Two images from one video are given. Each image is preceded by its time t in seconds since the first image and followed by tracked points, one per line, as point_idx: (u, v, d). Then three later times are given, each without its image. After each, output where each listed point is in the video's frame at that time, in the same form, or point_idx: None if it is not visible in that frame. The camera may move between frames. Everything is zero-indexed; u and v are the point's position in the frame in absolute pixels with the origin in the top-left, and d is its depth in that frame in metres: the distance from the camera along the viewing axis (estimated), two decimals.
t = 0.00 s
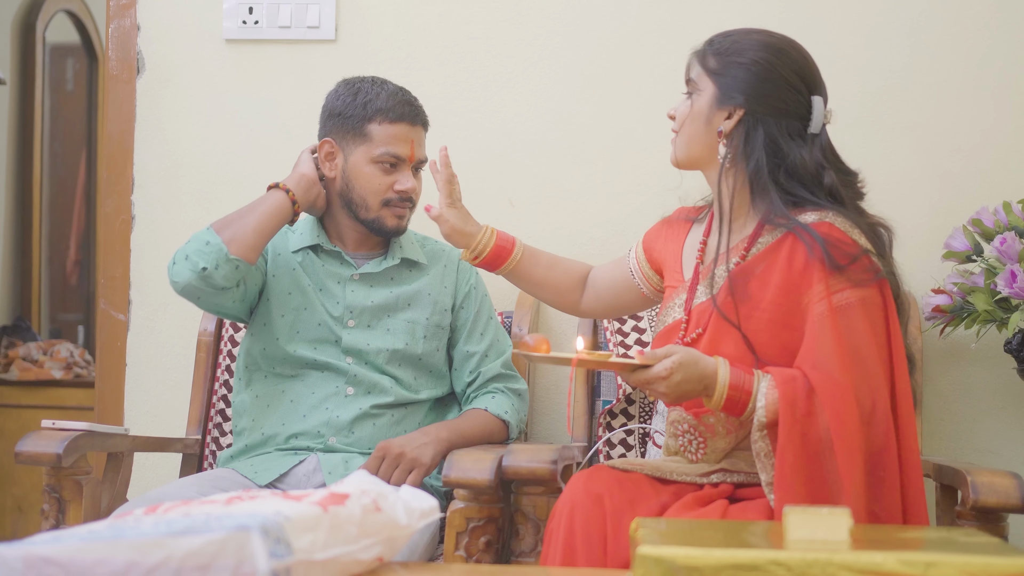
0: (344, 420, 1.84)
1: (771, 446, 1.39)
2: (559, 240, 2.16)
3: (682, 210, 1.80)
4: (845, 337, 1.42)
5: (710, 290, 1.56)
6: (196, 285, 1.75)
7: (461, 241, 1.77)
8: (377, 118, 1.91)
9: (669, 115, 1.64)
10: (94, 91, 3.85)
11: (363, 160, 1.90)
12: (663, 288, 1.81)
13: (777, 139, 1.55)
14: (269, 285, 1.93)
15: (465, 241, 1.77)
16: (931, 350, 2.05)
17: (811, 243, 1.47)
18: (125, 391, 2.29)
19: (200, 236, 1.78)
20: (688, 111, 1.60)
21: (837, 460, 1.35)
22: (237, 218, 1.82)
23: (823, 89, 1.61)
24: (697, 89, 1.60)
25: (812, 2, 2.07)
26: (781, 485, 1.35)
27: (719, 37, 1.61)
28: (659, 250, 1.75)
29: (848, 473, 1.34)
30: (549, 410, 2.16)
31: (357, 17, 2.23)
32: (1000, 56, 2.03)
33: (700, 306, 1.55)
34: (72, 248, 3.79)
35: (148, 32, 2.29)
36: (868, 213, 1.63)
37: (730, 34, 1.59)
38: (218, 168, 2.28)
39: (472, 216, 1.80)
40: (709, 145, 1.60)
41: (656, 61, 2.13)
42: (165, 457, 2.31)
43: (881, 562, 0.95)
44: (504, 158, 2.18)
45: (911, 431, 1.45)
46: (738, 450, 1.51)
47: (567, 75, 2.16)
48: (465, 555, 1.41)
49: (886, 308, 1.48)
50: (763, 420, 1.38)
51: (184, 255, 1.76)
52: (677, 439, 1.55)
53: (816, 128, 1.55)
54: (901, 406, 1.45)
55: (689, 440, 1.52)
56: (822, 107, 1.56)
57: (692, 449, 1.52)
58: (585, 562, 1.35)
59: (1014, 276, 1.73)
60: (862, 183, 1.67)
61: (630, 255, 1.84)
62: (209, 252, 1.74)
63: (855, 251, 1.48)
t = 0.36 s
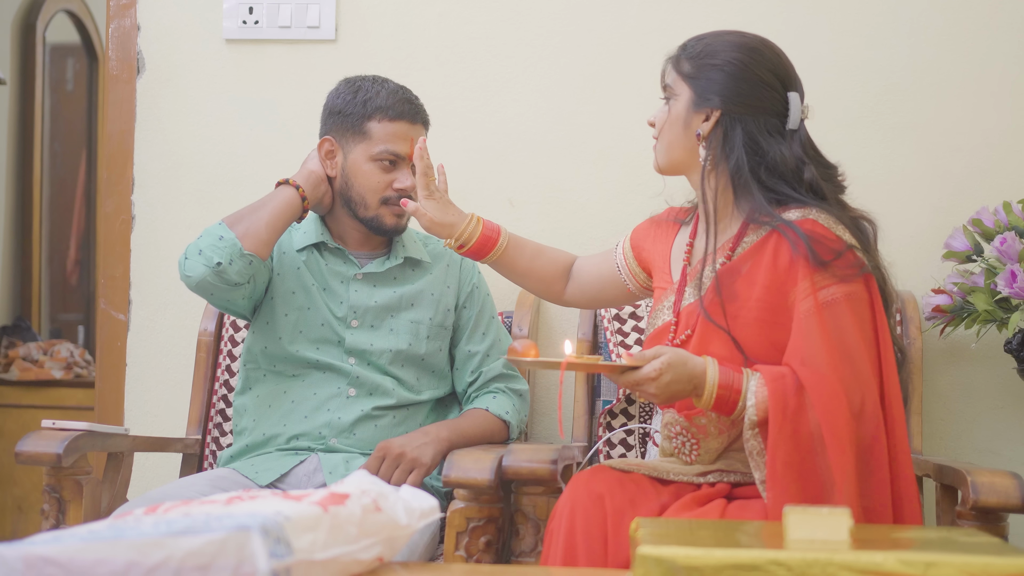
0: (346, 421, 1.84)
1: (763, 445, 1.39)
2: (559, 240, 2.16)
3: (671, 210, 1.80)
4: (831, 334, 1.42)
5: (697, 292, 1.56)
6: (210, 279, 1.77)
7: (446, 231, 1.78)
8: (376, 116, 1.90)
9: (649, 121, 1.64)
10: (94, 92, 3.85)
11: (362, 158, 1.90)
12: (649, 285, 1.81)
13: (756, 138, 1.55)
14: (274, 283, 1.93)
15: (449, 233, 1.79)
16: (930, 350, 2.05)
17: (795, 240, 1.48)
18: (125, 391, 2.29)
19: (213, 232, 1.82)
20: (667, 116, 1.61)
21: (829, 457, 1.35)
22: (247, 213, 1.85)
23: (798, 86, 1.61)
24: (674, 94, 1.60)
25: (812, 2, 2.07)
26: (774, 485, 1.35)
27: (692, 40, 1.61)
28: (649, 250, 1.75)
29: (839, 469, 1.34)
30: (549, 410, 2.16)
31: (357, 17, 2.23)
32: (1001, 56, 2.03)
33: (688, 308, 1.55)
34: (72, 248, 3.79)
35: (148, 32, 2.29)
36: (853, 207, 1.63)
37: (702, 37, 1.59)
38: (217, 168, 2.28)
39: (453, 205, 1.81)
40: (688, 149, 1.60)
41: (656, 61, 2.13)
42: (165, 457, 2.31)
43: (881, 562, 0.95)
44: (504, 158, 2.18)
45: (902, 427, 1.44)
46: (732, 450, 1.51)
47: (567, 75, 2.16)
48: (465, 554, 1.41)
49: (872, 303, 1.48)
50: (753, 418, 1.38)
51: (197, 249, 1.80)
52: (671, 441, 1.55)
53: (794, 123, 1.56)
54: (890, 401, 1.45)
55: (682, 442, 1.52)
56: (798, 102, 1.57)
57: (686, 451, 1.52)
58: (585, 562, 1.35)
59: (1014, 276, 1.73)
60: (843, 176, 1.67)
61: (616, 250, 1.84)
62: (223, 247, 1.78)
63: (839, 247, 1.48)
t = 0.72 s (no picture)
0: (345, 422, 1.84)
1: (764, 444, 1.39)
2: (558, 241, 2.16)
3: (670, 210, 1.80)
4: (831, 334, 1.42)
5: (696, 292, 1.56)
6: (213, 281, 1.77)
7: (444, 228, 1.78)
8: (375, 115, 1.90)
9: (646, 123, 1.64)
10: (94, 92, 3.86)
11: (360, 158, 1.90)
12: (647, 284, 1.81)
13: (754, 138, 1.55)
14: (274, 283, 1.93)
15: (446, 230, 1.78)
16: (930, 350, 2.05)
17: (794, 239, 1.47)
18: (125, 391, 2.29)
19: (214, 233, 1.82)
20: (665, 117, 1.61)
21: (829, 456, 1.35)
22: (248, 213, 1.85)
23: (795, 86, 1.61)
24: (671, 96, 1.60)
25: (812, 2, 2.07)
26: (774, 484, 1.35)
27: (689, 42, 1.61)
28: (648, 250, 1.75)
29: (839, 468, 1.34)
30: (549, 410, 2.16)
31: (357, 17, 2.23)
32: (1001, 56, 2.03)
33: (687, 308, 1.55)
34: (72, 248, 3.79)
35: (148, 32, 2.29)
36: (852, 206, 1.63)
37: (699, 38, 1.59)
38: (217, 168, 2.28)
39: (451, 203, 1.81)
40: (687, 150, 1.60)
41: (656, 60, 2.13)
42: (165, 457, 2.31)
43: (881, 562, 0.94)
44: (503, 158, 2.18)
45: (901, 427, 1.44)
46: (733, 450, 1.51)
47: (567, 75, 2.16)
48: (465, 555, 1.41)
49: (871, 303, 1.48)
50: (753, 418, 1.38)
51: (198, 251, 1.80)
52: (671, 441, 1.55)
53: (792, 123, 1.57)
54: (890, 401, 1.45)
55: (682, 442, 1.52)
56: (796, 102, 1.57)
57: (686, 451, 1.52)
58: (586, 562, 1.35)
59: (1014, 276, 1.73)
60: (841, 175, 1.67)
61: (614, 249, 1.84)
62: (225, 248, 1.78)
63: (838, 247, 1.48)
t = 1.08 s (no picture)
0: (345, 422, 1.84)
1: (766, 444, 1.39)
2: (558, 240, 2.16)
3: (671, 209, 1.80)
4: (834, 334, 1.42)
5: (699, 292, 1.56)
6: (215, 281, 1.77)
7: (441, 217, 1.78)
8: (374, 115, 1.90)
9: (647, 124, 1.64)
10: (94, 92, 3.86)
11: (360, 158, 1.90)
12: (647, 282, 1.81)
13: (756, 138, 1.56)
14: (275, 283, 1.93)
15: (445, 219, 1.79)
16: (930, 350, 2.05)
17: (798, 240, 1.47)
18: (125, 391, 2.29)
19: (215, 233, 1.82)
20: (666, 117, 1.61)
21: (832, 456, 1.35)
22: (250, 212, 1.85)
23: (796, 84, 1.61)
24: (673, 96, 1.60)
25: (812, 2, 2.07)
26: (777, 484, 1.35)
27: (690, 42, 1.61)
28: (648, 249, 1.75)
29: (842, 468, 1.34)
30: (549, 409, 2.16)
31: (357, 17, 2.23)
32: (1001, 56, 2.03)
33: (690, 307, 1.55)
34: (72, 248, 3.80)
35: (148, 32, 2.29)
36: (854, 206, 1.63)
37: (700, 39, 1.59)
38: (217, 169, 2.28)
39: (450, 192, 1.81)
40: (689, 150, 1.60)
41: (656, 60, 2.13)
42: (165, 457, 2.31)
43: (881, 562, 0.95)
44: (503, 158, 2.18)
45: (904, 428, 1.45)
46: (733, 450, 1.51)
47: (567, 75, 2.16)
48: (465, 555, 1.41)
49: (874, 303, 1.48)
50: (757, 417, 1.38)
51: (200, 250, 1.80)
52: (672, 441, 1.55)
53: (794, 122, 1.56)
54: (892, 401, 1.45)
55: (683, 441, 1.52)
56: (798, 101, 1.57)
57: (686, 451, 1.52)
58: (586, 562, 1.35)
59: (1014, 276, 1.73)
60: (843, 175, 1.67)
61: (613, 245, 1.84)
62: (226, 248, 1.78)
63: (842, 248, 1.48)
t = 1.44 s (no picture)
0: (345, 422, 1.84)
1: (768, 443, 1.39)
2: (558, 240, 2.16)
3: (671, 208, 1.80)
4: (836, 334, 1.42)
5: (700, 291, 1.56)
6: (213, 281, 1.77)
7: (435, 206, 1.78)
8: (372, 114, 1.90)
9: (647, 124, 1.64)
10: (93, 92, 3.85)
11: (359, 157, 1.90)
12: (646, 279, 1.81)
13: (757, 137, 1.55)
14: (275, 283, 1.93)
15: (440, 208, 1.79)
16: (931, 350, 2.05)
17: (800, 240, 1.47)
18: (124, 390, 2.29)
19: (214, 233, 1.82)
20: (666, 117, 1.61)
21: (833, 455, 1.35)
22: (251, 211, 1.86)
23: (796, 83, 1.61)
24: (674, 96, 1.60)
25: (812, 2, 2.08)
26: (778, 483, 1.35)
27: (690, 42, 1.61)
28: (649, 248, 1.75)
29: (845, 469, 1.34)
30: (549, 409, 2.16)
31: (357, 18, 2.23)
32: (1001, 56, 2.03)
33: (691, 307, 1.55)
34: (72, 248, 3.79)
35: (148, 32, 2.29)
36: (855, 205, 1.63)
37: (701, 39, 1.59)
38: (217, 169, 2.28)
39: (445, 182, 1.81)
40: (691, 151, 1.60)
41: (656, 60, 2.13)
42: (165, 457, 2.30)
43: (881, 562, 0.95)
44: (503, 158, 2.18)
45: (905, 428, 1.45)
46: (733, 450, 1.51)
47: (567, 75, 2.16)
48: (465, 554, 1.41)
49: (876, 304, 1.48)
50: (760, 417, 1.39)
51: (201, 250, 1.80)
52: (672, 440, 1.55)
53: (796, 121, 1.56)
54: (894, 402, 1.45)
55: (683, 441, 1.52)
56: (799, 101, 1.57)
57: (686, 450, 1.52)
58: (586, 562, 1.35)
59: (1014, 276, 1.73)
60: (843, 174, 1.67)
61: (611, 241, 1.84)
62: (225, 248, 1.78)
63: (844, 248, 1.48)
